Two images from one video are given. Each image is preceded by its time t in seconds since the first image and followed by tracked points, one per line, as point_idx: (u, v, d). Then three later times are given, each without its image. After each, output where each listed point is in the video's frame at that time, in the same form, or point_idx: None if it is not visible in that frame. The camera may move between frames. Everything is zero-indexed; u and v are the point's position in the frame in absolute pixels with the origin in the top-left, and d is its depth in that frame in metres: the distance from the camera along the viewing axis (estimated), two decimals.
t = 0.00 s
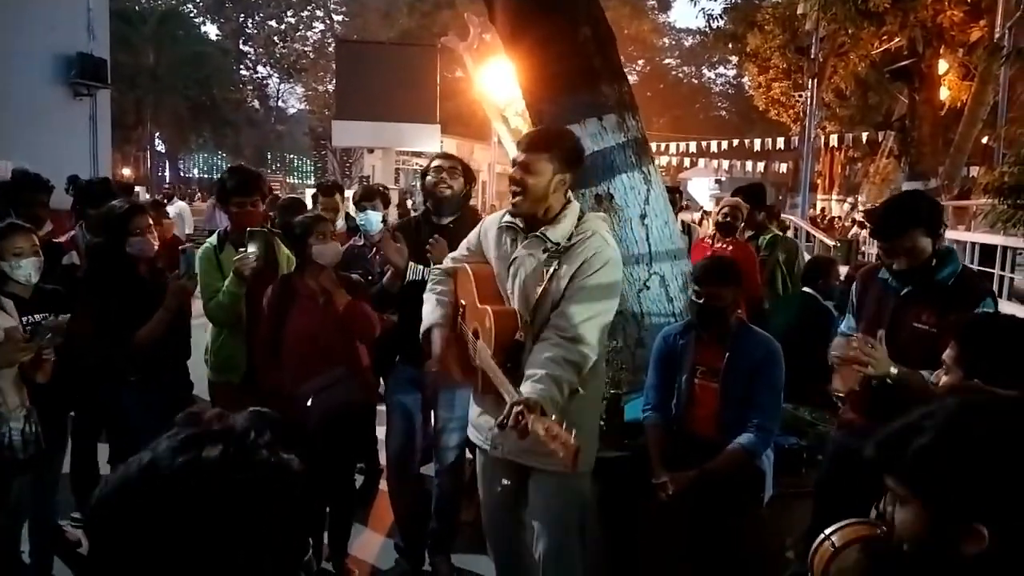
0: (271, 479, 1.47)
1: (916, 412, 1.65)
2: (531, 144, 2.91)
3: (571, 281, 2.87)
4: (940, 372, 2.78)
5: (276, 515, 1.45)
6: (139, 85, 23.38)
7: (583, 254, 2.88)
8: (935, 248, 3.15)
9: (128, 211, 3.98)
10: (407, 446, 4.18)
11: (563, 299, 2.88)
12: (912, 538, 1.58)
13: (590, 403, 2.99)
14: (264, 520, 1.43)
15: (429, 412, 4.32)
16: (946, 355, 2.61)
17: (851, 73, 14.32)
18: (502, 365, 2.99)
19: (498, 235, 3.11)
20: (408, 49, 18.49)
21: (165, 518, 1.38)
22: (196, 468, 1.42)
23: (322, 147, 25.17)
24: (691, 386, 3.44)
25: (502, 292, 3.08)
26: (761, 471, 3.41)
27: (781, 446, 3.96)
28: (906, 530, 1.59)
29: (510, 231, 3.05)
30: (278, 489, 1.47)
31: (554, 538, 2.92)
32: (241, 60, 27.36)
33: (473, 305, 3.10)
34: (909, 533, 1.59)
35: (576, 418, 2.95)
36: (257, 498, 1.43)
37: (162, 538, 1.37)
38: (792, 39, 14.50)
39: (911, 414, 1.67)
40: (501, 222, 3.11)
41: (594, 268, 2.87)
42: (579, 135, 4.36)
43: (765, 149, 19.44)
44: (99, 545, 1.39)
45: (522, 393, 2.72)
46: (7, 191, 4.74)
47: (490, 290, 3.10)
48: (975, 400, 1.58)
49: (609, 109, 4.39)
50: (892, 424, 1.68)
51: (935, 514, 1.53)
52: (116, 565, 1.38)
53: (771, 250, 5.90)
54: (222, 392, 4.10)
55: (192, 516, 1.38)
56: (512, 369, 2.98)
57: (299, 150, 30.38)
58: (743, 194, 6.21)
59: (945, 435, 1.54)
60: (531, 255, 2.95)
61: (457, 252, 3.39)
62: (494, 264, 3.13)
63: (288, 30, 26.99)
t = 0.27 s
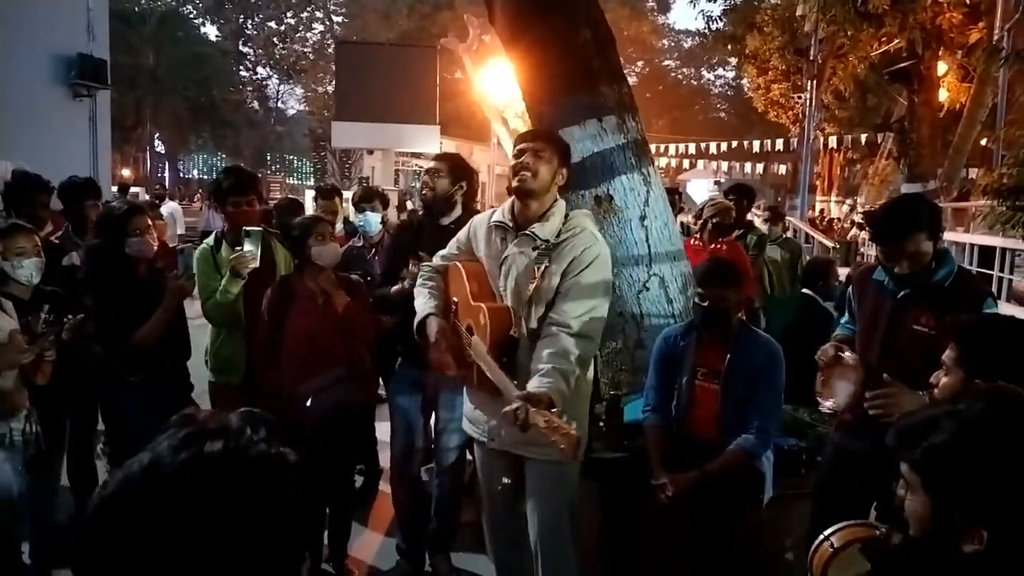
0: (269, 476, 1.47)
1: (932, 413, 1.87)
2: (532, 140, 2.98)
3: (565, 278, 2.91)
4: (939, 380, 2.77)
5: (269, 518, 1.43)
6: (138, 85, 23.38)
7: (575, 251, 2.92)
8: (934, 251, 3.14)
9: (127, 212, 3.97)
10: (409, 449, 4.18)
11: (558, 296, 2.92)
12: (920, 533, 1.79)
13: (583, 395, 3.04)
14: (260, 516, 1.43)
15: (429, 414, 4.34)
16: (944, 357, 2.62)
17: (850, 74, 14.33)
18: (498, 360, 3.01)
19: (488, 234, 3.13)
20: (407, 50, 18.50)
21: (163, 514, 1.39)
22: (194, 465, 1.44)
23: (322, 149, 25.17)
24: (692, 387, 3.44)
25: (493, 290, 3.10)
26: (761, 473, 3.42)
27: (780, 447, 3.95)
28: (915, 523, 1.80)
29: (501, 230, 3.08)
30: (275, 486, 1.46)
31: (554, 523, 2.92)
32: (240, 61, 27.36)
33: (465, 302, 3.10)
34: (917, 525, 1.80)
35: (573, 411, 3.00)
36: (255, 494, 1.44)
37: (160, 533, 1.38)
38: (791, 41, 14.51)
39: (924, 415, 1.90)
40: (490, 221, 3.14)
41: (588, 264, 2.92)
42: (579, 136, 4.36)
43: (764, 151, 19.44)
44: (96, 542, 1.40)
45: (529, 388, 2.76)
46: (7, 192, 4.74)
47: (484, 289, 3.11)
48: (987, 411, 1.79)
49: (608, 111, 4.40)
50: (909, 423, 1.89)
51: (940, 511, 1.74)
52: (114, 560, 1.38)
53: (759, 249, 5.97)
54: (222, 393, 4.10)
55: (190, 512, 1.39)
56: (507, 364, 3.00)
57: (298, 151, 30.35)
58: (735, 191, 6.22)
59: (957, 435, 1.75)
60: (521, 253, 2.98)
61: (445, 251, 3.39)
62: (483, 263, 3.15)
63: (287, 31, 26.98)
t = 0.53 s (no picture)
0: (262, 470, 1.46)
1: (958, 416, 1.85)
2: (542, 141, 2.98)
3: (579, 277, 2.94)
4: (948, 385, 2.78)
5: (259, 512, 1.43)
6: (147, 88, 23.47)
7: (586, 249, 2.96)
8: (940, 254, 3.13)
9: (136, 214, 3.99)
10: (416, 452, 4.22)
11: (575, 295, 2.94)
12: (935, 536, 1.76)
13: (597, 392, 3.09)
14: (251, 511, 1.42)
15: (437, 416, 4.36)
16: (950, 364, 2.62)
17: (858, 79, 14.29)
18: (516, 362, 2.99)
19: (492, 236, 3.11)
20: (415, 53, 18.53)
21: (158, 505, 1.39)
22: (186, 457, 1.43)
23: (329, 151, 25.22)
24: (700, 392, 3.43)
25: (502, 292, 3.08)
26: (770, 478, 3.41)
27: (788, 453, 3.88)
28: (932, 525, 1.77)
29: (506, 230, 3.06)
30: (266, 481, 1.45)
31: (560, 523, 2.91)
32: (248, 64, 27.46)
33: (479, 306, 3.07)
34: (934, 527, 1.77)
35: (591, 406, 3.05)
36: (247, 489, 1.43)
37: (153, 526, 1.38)
38: (800, 45, 14.47)
39: (949, 417, 1.88)
40: (493, 223, 3.11)
41: (602, 261, 2.96)
42: (587, 140, 4.37)
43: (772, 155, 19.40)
44: (91, 534, 1.40)
45: (564, 382, 2.80)
46: (17, 194, 4.77)
47: (492, 290, 3.07)
48: (1014, 415, 1.77)
49: (617, 114, 4.39)
50: (933, 425, 1.87)
51: (959, 513, 1.71)
52: (108, 553, 1.39)
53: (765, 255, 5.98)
54: (230, 395, 4.10)
55: (182, 505, 1.39)
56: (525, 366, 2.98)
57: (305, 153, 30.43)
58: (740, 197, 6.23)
59: (982, 437, 1.73)
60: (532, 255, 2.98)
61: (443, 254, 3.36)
62: (491, 265, 3.12)
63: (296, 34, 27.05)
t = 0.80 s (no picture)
0: (280, 473, 1.49)
1: (962, 419, 1.86)
2: (546, 145, 3.00)
3: (585, 281, 2.95)
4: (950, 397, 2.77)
5: (273, 513, 1.46)
6: (149, 89, 23.49)
7: (592, 254, 2.96)
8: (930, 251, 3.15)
9: (138, 214, 4.00)
10: (417, 455, 4.19)
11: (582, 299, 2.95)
12: (937, 538, 1.78)
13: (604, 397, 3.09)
14: (265, 512, 1.45)
15: (437, 418, 4.33)
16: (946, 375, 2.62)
17: (859, 81, 14.31)
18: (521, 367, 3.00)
19: (494, 240, 3.11)
20: (417, 55, 18.56)
21: (177, 505, 1.42)
22: (207, 457, 1.46)
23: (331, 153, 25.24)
24: (701, 394, 3.43)
25: (506, 296, 3.08)
26: (772, 481, 3.41)
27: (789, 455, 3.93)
28: (935, 528, 1.78)
29: (508, 234, 3.06)
30: (282, 484, 1.48)
31: (564, 526, 2.90)
32: (250, 65, 27.48)
33: (482, 308, 3.08)
34: (935, 530, 1.78)
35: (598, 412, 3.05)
36: (263, 491, 1.46)
37: (174, 523, 1.41)
38: (801, 48, 14.48)
39: (953, 419, 1.88)
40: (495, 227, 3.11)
41: (609, 266, 2.97)
42: (589, 142, 4.37)
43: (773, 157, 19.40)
44: (117, 529, 1.44)
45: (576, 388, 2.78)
46: (20, 195, 4.77)
47: (495, 293, 3.09)
48: (1018, 420, 1.78)
49: (619, 116, 4.39)
50: (936, 427, 1.88)
51: (961, 517, 1.72)
52: (132, 548, 1.43)
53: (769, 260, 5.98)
54: (233, 395, 4.12)
55: (202, 503, 1.42)
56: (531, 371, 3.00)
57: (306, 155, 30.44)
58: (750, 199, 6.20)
59: (985, 442, 1.74)
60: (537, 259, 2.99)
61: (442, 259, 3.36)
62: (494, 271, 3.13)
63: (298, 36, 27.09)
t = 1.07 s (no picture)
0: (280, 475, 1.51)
1: (968, 421, 1.86)
2: (552, 144, 2.98)
3: (591, 285, 2.90)
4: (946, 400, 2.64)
5: (263, 511, 1.46)
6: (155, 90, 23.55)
7: (599, 257, 2.91)
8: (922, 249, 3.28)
9: (144, 214, 4.01)
10: (423, 455, 4.22)
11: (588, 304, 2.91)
12: (940, 539, 1.78)
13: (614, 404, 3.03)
14: (263, 515, 1.46)
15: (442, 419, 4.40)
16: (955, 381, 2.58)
17: (865, 82, 14.28)
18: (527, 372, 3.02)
19: (506, 240, 3.10)
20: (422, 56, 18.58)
21: (174, 510, 1.43)
22: (208, 461, 1.48)
23: (336, 153, 25.27)
24: (705, 395, 3.43)
25: (515, 298, 3.07)
26: (776, 481, 3.42)
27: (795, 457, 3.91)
28: (938, 528, 1.78)
29: (519, 235, 3.05)
30: (282, 486, 1.51)
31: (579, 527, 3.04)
32: (255, 66, 27.52)
33: (491, 310, 3.08)
34: (939, 532, 1.78)
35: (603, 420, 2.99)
36: (262, 492, 1.47)
37: (172, 526, 1.42)
38: (807, 49, 14.44)
39: (960, 422, 1.88)
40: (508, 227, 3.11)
41: (617, 270, 2.91)
42: (594, 143, 4.38)
43: (778, 159, 19.37)
44: (116, 535, 1.45)
45: (566, 398, 2.75)
46: (27, 195, 4.79)
47: (505, 299, 3.10)
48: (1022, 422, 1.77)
49: (624, 118, 4.41)
50: (941, 429, 1.88)
51: (966, 517, 1.72)
52: (133, 551, 1.44)
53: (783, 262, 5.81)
54: (240, 395, 4.13)
55: (199, 506, 1.43)
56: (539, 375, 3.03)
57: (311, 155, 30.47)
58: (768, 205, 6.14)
59: (987, 442, 1.74)
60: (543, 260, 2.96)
61: (463, 260, 3.36)
62: (507, 272, 3.11)
63: (303, 36, 27.14)
